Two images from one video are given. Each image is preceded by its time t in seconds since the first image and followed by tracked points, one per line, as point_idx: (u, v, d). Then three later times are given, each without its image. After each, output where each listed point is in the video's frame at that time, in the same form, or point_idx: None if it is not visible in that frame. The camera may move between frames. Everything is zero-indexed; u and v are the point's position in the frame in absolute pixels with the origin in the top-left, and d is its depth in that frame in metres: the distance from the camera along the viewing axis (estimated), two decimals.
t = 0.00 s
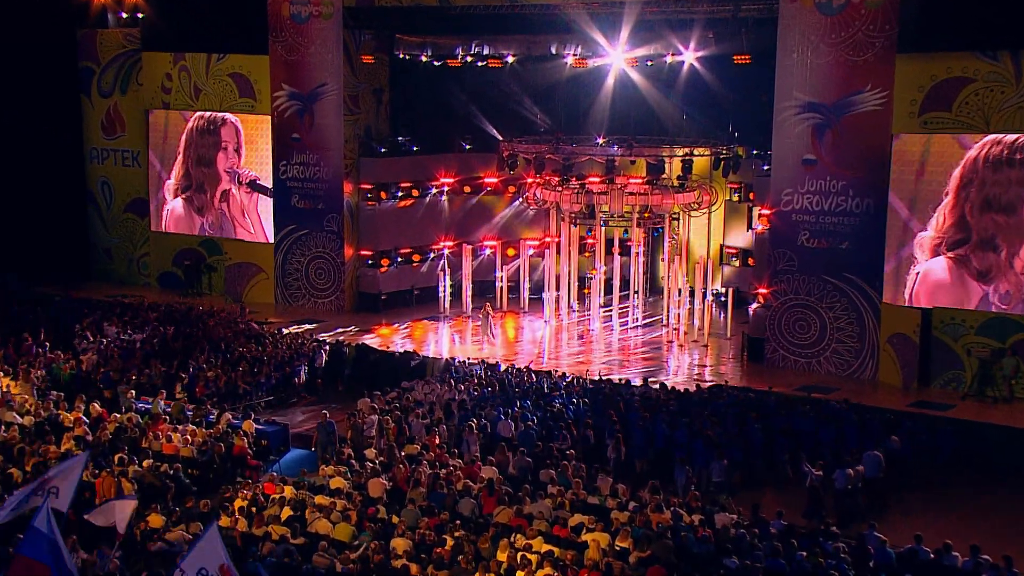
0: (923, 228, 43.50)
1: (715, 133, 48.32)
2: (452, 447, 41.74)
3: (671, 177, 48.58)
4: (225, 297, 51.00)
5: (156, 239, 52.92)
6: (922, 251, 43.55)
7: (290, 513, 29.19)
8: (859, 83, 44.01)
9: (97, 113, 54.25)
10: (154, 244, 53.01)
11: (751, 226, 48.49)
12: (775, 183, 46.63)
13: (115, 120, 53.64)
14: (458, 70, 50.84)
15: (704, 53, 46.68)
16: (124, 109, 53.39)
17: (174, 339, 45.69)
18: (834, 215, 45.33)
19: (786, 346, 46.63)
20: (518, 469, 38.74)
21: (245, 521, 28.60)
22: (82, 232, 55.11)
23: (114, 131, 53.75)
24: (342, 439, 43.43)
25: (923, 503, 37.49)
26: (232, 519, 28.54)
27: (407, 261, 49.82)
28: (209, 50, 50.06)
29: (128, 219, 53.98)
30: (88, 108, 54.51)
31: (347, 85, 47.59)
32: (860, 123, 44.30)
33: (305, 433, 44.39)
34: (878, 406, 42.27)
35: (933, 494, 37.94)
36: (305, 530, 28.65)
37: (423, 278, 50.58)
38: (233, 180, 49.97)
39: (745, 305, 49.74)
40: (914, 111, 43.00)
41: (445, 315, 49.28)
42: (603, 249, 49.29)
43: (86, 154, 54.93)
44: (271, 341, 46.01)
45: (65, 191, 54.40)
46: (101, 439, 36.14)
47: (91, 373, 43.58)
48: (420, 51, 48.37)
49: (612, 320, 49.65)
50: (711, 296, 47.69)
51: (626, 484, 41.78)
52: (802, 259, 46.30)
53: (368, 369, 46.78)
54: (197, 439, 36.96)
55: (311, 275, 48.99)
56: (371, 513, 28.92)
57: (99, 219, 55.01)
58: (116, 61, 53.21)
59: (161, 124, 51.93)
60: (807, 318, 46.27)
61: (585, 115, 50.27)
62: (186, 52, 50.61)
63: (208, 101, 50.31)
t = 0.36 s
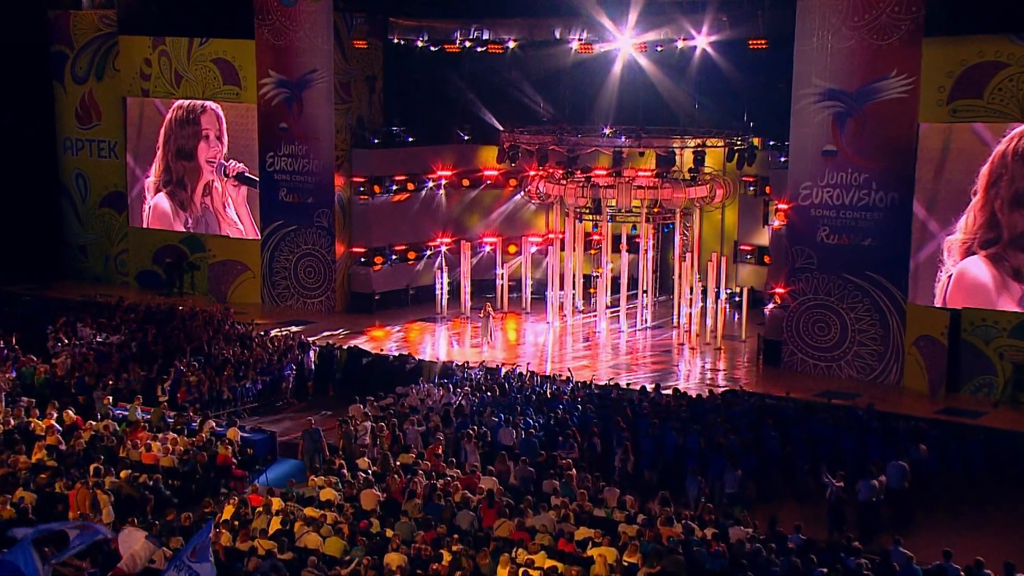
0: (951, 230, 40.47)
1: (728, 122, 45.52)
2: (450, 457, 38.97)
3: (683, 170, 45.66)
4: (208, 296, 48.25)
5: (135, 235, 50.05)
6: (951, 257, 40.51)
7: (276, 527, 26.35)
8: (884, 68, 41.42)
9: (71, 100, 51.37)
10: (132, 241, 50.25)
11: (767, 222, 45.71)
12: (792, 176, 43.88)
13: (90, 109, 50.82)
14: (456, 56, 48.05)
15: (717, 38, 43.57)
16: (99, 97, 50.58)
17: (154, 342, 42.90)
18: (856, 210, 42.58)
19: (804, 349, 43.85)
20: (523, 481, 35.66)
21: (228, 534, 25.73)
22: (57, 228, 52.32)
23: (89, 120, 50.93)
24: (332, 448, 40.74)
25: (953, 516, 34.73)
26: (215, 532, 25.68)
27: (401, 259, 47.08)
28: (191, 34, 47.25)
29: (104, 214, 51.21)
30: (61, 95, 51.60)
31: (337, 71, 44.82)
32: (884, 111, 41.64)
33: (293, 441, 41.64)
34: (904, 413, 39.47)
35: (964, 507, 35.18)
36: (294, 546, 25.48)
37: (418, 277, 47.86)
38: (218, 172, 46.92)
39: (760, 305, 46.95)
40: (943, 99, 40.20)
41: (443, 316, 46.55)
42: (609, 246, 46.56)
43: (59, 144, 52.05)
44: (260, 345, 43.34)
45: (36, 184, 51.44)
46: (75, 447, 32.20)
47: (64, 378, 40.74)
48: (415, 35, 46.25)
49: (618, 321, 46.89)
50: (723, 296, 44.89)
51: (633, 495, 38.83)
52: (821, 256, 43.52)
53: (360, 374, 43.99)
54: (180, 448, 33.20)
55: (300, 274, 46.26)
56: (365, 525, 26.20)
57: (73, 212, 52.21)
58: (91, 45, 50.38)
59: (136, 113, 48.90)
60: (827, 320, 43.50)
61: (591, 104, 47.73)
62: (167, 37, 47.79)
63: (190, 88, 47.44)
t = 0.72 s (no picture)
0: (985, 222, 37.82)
1: (743, 111, 42.77)
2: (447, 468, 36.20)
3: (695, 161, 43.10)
4: (190, 296, 45.47)
5: (112, 230, 47.15)
6: (986, 248, 37.88)
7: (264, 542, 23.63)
8: (912, 52, 38.68)
9: (42, 85, 48.06)
10: (108, 236, 47.27)
11: (786, 218, 42.69)
12: (812, 168, 41.07)
13: (62, 96, 47.54)
14: (453, 39, 45.42)
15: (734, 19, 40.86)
16: (72, 82, 47.30)
17: (131, 345, 40.14)
18: (881, 204, 39.77)
19: (826, 352, 41.09)
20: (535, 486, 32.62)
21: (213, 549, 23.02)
22: (27, 221, 49.11)
23: (62, 108, 47.60)
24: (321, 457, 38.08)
25: (988, 531, 31.97)
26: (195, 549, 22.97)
27: (396, 257, 44.29)
28: (172, 16, 44.51)
29: (77, 207, 47.98)
30: (27, 78, 48.34)
31: (328, 56, 42.05)
32: (912, 97, 38.89)
33: (280, 450, 38.94)
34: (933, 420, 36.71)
35: (1000, 521, 32.43)
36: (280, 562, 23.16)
37: (413, 276, 45.08)
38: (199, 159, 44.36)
39: (777, 305, 44.13)
40: (976, 85, 37.51)
41: (440, 317, 43.77)
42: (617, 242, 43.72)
43: (29, 132, 48.65)
44: (245, 349, 40.61)
45: (6, 175, 48.20)
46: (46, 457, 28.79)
47: (35, 384, 37.96)
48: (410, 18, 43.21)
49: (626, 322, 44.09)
50: (739, 295, 42.04)
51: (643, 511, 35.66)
52: (843, 254, 40.68)
53: (352, 379, 41.47)
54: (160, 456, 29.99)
55: (288, 272, 43.63)
56: (357, 538, 23.58)
57: (43, 205, 48.92)
58: (62, 26, 47.09)
59: (110, 101, 46.06)
60: (850, 321, 40.73)
61: (598, 90, 44.90)
62: (145, 18, 45.03)
63: (170, 74, 44.71)
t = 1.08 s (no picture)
0: None
1: (764, 97, 39.91)
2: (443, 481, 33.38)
3: (710, 151, 40.29)
4: (169, 296, 42.66)
5: (85, 225, 44.27)
6: None
7: (245, 559, 20.81)
8: (944, 33, 35.90)
9: (10, 69, 45.22)
10: (81, 231, 44.36)
11: (807, 212, 39.97)
12: (837, 157, 38.29)
13: (30, 79, 44.73)
14: (452, 20, 42.23)
15: None
16: (40, 64, 44.50)
17: (104, 348, 37.31)
18: (911, 196, 36.95)
19: (851, 356, 38.25)
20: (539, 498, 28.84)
21: (188, 568, 20.16)
22: None
23: (30, 92, 44.81)
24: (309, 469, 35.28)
25: None
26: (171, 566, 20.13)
27: (390, 253, 41.74)
28: None
29: (47, 200, 45.07)
30: None
31: (317, 38, 39.46)
32: (945, 81, 36.08)
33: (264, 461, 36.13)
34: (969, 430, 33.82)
35: None
36: None
37: (408, 274, 42.30)
38: (175, 147, 41.27)
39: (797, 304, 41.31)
40: (1013, 68, 34.61)
41: (437, 319, 40.99)
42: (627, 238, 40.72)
43: None
44: (227, 352, 37.83)
45: None
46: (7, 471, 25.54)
47: None
48: None
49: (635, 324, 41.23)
50: (757, 295, 39.17)
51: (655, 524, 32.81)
52: (870, 250, 37.86)
53: (344, 383, 38.86)
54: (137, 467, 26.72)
55: (274, 269, 40.98)
56: (348, 554, 20.90)
57: (11, 200, 46.00)
58: (32, 4, 44.48)
59: (83, 85, 43.17)
60: (877, 322, 37.87)
61: (606, 77, 41.74)
62: None
63: (146, 57, 41.87)
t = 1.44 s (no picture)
0: None
1: (786, 82, 37.38)
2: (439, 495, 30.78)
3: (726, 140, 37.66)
4: (147, 294, 40.15)
5: (58, 219, 41.68)
6: None
7: None
8: (980, 12, 33.31)
9: None
10: (52, 225, 41.74)
11: (830, 205, 37.34)
12: (863, 146, 35.67)
13: None
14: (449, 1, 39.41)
15: None
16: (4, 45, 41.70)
17: (74, 351, 34.74)
18: (942, 187, 34.31)
19: (877, 360, 35.60)
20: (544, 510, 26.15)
21: None
22: None
23: None
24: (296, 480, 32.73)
25: None
26: None
27: (383, 249, 39.18)
28: None
29: (15, 191, 42.38)
30: None
31: (305, 18, 37.03)
32: (980, 64, 33.46)
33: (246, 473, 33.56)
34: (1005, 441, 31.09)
35: None
36: None
37: (402, 271, 39.70)
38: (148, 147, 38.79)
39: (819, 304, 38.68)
40: None
41: (433, 321, 38.40)
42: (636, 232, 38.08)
43: None
44: (207, 356, 35.29)
45: None
46: None
47: None
48: None
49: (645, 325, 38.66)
50: (777, 294, 36.45)
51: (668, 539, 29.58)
52: (898, 246, 35.17)
53: (334, 388, 36.27)
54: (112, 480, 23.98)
55: (259, 267, 38.55)
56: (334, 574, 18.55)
57: None
58: None
59: (51, 67, 40.43)
60: (905, 323, 35.20)
61: (614, 61, 39.03)
62: None
63: (120, 38, 39.24)
